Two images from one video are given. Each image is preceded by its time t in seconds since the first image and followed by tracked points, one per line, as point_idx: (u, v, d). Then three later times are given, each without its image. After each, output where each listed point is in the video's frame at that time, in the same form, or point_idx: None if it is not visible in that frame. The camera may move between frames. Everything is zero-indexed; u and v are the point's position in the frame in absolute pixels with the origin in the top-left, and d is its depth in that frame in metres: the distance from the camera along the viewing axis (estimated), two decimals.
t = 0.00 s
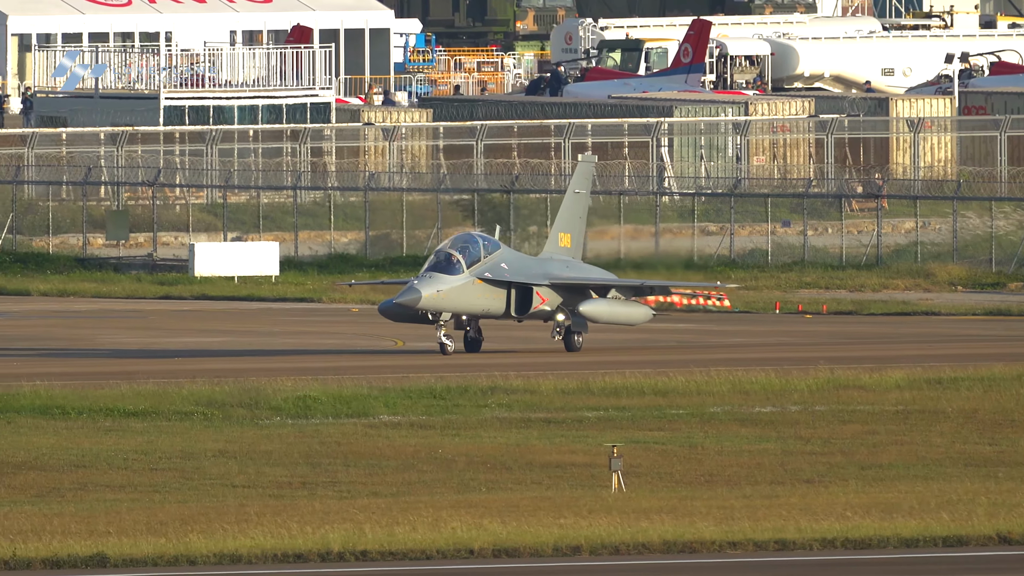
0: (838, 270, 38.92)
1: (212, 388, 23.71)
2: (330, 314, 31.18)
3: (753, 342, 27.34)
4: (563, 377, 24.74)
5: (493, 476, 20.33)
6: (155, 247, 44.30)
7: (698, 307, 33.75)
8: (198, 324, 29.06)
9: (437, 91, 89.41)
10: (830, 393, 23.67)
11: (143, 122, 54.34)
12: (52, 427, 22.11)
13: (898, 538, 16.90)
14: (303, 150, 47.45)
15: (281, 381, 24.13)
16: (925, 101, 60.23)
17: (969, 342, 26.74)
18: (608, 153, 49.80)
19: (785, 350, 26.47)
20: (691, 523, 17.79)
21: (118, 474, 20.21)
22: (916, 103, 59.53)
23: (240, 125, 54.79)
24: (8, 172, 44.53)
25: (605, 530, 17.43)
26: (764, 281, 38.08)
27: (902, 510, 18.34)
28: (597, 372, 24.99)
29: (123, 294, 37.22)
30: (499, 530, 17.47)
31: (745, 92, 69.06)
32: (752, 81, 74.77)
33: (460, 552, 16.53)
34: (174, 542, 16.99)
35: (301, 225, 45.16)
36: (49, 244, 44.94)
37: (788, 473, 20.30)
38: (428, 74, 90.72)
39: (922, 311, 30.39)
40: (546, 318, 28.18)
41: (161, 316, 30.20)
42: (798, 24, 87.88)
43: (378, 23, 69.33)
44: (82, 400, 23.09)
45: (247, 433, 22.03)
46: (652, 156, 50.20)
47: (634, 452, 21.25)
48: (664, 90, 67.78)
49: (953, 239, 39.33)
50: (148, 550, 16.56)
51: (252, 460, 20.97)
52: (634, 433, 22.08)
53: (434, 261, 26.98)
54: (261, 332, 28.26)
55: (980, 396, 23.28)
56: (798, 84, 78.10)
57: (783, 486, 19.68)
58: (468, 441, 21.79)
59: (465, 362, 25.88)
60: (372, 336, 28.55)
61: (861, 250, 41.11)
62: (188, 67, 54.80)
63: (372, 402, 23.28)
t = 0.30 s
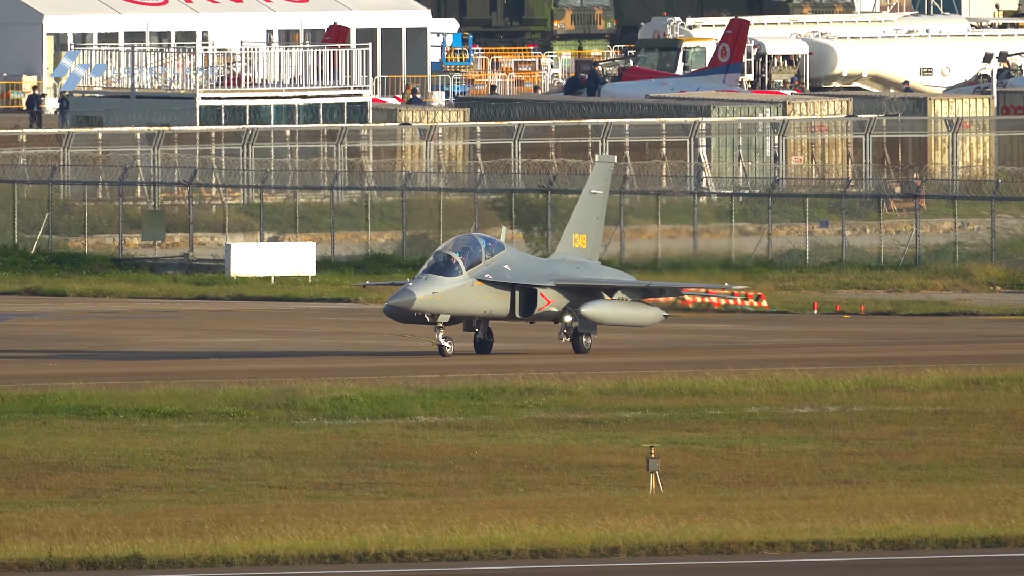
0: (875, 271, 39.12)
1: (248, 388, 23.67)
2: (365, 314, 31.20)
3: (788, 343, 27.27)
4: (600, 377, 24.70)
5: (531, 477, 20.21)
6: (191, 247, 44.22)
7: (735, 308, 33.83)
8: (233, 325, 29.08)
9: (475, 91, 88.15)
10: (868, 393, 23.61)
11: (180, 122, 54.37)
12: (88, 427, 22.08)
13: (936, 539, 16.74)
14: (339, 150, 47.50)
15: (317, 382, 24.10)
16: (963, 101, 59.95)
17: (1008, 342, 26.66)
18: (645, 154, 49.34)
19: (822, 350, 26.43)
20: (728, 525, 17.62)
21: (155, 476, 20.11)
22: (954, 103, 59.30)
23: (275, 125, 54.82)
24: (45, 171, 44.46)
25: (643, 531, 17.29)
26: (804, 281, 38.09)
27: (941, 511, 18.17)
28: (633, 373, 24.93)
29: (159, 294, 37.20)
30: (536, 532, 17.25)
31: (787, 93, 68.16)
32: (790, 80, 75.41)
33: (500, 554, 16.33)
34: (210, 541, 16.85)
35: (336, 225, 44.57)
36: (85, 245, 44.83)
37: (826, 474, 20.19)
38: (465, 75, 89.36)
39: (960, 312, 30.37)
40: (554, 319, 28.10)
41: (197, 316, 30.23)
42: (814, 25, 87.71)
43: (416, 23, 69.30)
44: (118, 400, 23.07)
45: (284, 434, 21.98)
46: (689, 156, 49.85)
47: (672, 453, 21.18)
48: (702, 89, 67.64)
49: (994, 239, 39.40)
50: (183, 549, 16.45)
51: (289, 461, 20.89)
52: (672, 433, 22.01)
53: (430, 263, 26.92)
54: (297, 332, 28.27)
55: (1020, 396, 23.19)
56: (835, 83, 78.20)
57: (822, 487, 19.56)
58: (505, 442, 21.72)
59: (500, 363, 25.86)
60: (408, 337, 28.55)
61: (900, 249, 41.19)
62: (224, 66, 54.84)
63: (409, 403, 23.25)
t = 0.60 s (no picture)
0: (916, 271, 39.13)
1: (286, 390, 23.65)
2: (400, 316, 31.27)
3: (825, 344, 27.25)
4: (639, 378, 24.68)
5: (570, 477, 20.02)
6: (228, 248, 44.16)
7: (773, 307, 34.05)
8: (271, 326, 29.16)
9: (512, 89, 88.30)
10: (908, 394, 23.56)
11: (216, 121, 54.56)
12: (125, 428, 22.02)
13: (976, 541, 16.36)
14: (378, 151, 47.66)
15: (355, 383, 24.07)
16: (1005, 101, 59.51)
17: None
18: (685, 153, 49.60)
19: (860, 351, 26.41)
20: (765, 528, 17.06)
21: (193, 476, 19.95)
22: (996, 102, 58.93)
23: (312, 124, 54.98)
24: (81, 171, 44.53)
25: (683, 533, 16.60)
26: (844, 282, 38.11)
27: (978, 514, 17.85)
28: (671, 374, 24.91)
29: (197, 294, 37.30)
30: (571, 533, 16.70)
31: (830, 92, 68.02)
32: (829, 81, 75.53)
33: (536, 556, 15.71)
34: (249, 545, 16.09)
35: (375, 224, 44.92)
36: (122, 245, 44.74)
37: (866, 475, 19.96)
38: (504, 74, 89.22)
39: (1000, 313, 30.42)
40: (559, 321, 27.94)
41: (235, 317, 30.32)
42: (829, 22, 87.63)
43: (453, 22, 69.24)
44: (156, 401, 23.04)
45: (322, 435, 21.88)
46: (729, 156, 49.96)
47: (711, 454, 21.07)
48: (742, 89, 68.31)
49: None
50: (223, 552, 15.64)
51: (328, 462, 20.72)
52: (711, 434, 21.94)
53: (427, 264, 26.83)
54: (334, 334, 28.34)
55: None
56: (876, 83, 79.37)
57: (862, 489, 19.28)
58: (544, 443, 21.62)
59: (537, 365, 25.86)
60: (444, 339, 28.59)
61: (941, 251, 41.32)
62: (262, 65, 54.90)
63: (447, 404, 23.21)
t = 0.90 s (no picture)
0: (958, 271, 38.96)
1: (325, 390, 23.57)
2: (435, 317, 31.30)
3: (863, 345, 27.21)
4: (678, 378, 24.64)
5: (611, 478, 19.80)
6: (266, 247, 44.01)
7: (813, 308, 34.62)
8: (308, 326, 29.19)
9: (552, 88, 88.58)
10: (949, 396, 23.48)
11: (254, 120, 54.76)
12: (163, 428, 21.90)
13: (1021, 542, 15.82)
14: (417, 151, 47.84)
15: (393, 384, 24.00)
16: None
17: None
18: (726, 152, 49.68)
19: (899, 352, 26.37)
20: (806, 528, 16.49)
21: (230, 476, 19.76)
22: None
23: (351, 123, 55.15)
24: (118, 170, 44.54)
25: (722, 535, 16.07)
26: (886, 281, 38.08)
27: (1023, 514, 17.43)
28: (710, 374, 24.86)
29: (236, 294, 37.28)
30: (615, 535, 16.14)
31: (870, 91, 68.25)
32: (871, 79, 74.66)
33: (575, 559, 15.17)
34: (285, 544, 15.56)
35: (413, 225, 44.48)
36: (159, 245, 44.52)
37: (907, 476, 19.74)
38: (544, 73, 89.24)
39: None
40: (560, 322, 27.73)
41: (272, 317, 30.35)
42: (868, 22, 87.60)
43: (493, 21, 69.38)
44: (194, 401, 22.94)
45: (359, 436, 21.76)
46: (770, 156, 50.02)
47: (751, 455, 20.93)
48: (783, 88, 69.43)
49: None
50: (258, 551, 15.13)
51: (366, 463, 20.51)
52: (751, 435, 21.85)
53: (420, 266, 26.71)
54: (371, 335, 28.35)
55: None
56: (917, 82, 78.62)
57: (903, 490, 19.05)
58: (582, 443, 21.50)
59: (574, 366, 25.84)
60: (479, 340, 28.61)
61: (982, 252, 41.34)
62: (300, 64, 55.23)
63: (486, 405, 23.15)
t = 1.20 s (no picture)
0: (999, 270, 38.92)
1: (362, 390, 23.44)
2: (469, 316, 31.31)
3: (901, 345, 27.18)
4: (716, 378, 24.57)
5: (650, 479, 19.59)
6: (303, 246, 43.98)
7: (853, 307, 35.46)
8: (343, 325, 29.17)
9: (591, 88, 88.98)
10: (990, 396, 23.39)
11: (292, 118, 54.99)
12: (199, 428, 21.77)
13: None
14: (455, 149, 48.01)
15: (430, 384, 23.91)
16: None
17: None
18: (766, 151, 49.98)
19: (937, 352, 26.32)
20: (848, 527, 16.17)
21: (268, 476, 19.58)
22: None
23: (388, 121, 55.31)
24: (155, 169, 44.58)
25: (761, 534, 15.69)
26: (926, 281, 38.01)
27: None
28: (747, 374, 24.79)
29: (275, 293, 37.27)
30: (653, 537, 15.69)
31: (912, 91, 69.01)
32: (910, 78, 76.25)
33: (615, 558, 14.87)
34: (318, 545, 15.20)
35: (452, 223, 44.35)
36: (196, 243, 44.42)
37: (949, 476, 19.53)
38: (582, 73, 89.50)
39: None
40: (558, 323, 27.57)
41: (308, 316, 30.34)
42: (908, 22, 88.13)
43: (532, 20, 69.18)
44: (231, 401, 22.80)
45: (397, 436, 21.60)
46: (810, 155, 50.20)
47: (791, 454, 20.77)
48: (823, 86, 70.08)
49: None
50: (291, 554, 14.81)
51: (405, 463, 20.27)
52: (790, 435, 21.72)
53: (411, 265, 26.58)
54: (406, 335, 28.35)
55: None
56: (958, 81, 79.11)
57: (947, 488, 18.86)
58: (621, 443, 21.35)
59: (609, 365, 25.81)
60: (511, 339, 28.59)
61: None
62: (339, 64, 55.32)
63: (524, 405, 23.06)
